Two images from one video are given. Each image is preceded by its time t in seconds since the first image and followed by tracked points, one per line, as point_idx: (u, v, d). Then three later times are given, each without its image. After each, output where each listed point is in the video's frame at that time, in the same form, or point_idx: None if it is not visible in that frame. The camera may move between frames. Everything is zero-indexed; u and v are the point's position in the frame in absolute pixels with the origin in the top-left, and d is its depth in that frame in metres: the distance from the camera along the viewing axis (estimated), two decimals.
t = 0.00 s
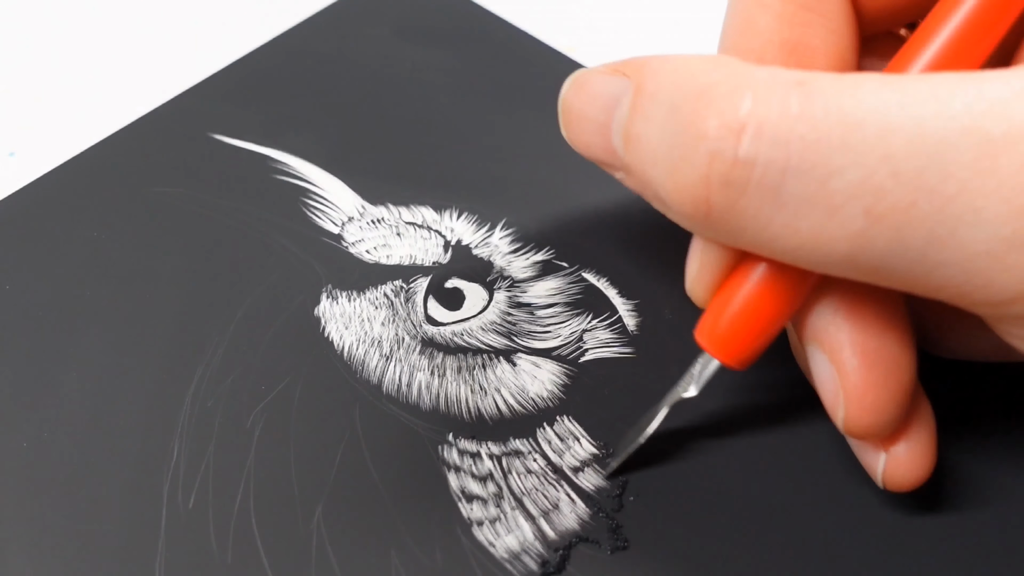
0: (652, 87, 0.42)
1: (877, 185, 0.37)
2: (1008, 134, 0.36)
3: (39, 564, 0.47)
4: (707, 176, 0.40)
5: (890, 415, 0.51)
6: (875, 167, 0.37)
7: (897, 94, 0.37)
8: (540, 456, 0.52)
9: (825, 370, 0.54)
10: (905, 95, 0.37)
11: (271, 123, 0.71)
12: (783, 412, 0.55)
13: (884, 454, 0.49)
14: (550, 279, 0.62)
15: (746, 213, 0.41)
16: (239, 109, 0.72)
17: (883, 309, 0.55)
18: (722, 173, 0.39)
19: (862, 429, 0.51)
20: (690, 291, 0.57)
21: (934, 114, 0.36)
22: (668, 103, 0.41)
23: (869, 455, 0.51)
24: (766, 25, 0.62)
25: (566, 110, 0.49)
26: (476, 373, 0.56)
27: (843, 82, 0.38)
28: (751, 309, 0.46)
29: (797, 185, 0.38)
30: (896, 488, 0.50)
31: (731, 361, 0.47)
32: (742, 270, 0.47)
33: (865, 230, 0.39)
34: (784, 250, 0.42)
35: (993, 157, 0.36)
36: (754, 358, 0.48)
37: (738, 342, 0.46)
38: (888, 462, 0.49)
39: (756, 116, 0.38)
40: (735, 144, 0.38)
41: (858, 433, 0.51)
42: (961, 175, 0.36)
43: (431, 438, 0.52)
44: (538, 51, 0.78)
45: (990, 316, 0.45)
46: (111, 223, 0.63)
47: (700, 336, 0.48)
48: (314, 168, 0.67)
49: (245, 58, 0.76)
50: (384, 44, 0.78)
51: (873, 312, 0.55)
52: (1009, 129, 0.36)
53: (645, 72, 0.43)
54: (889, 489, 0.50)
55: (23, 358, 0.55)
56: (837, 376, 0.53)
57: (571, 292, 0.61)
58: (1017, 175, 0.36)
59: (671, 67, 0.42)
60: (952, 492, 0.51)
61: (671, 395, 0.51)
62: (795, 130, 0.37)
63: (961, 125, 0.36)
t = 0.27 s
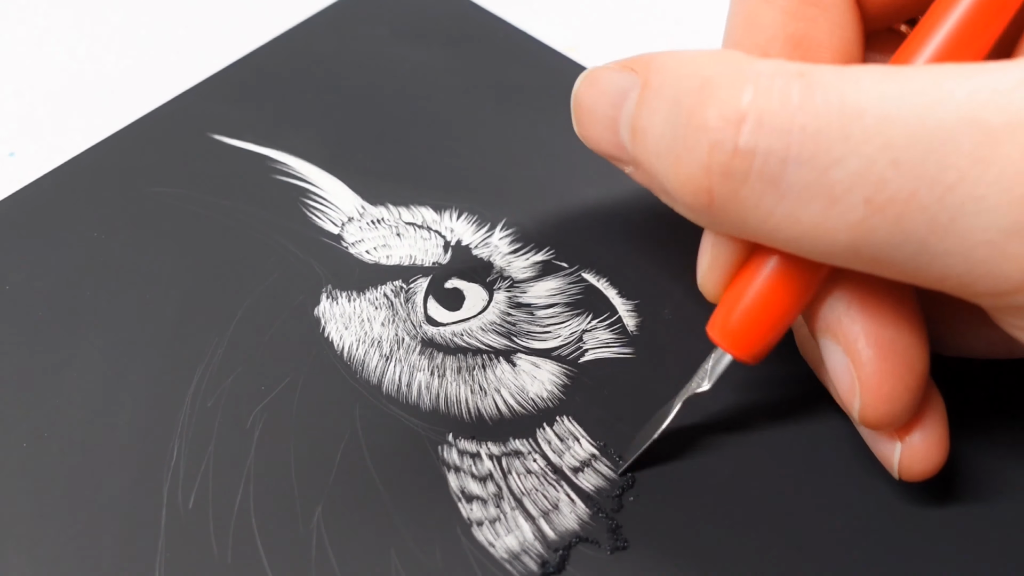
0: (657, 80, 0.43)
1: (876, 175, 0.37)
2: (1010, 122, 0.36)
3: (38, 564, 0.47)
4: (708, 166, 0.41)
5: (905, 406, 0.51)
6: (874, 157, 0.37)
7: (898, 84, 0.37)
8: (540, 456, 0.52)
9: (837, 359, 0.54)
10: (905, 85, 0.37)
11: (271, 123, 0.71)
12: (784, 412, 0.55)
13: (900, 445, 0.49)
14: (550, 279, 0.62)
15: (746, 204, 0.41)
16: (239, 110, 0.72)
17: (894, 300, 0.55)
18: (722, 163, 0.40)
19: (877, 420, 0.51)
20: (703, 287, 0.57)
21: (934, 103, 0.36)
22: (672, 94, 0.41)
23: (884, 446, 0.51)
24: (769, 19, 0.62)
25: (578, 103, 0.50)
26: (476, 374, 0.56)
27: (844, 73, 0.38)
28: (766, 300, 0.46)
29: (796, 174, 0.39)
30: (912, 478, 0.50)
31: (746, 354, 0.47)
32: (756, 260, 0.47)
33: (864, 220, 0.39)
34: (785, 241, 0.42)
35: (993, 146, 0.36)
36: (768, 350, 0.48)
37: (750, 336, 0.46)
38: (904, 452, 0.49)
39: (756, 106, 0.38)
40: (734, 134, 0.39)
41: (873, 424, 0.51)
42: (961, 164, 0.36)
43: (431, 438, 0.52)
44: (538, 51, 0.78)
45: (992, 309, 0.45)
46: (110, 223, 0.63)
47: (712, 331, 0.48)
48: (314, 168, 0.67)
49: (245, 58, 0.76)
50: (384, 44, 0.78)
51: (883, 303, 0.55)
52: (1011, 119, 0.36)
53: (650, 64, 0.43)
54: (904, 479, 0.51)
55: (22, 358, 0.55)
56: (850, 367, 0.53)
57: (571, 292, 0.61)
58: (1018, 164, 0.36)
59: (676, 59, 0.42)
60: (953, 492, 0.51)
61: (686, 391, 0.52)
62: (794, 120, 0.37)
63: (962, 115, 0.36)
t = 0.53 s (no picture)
0: (638, 86, 0.41)
1: (872, 188, 0.37)
2: (1006, 133, 0.36)
3: (38, 564, 0.47)
4: (705, 180, 0.40)
5: (874, 414, 0.52)
6: (871, 170, 0.37)
7: (893, 96, 0.37)
8: (539, 456, 0.52)
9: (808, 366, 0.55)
10: (901, 96, 0.37)
11: (271, 123, 0.71)
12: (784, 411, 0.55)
13: (872, 452, 0.50)
14: (550, 279, 0.62)
15: (743, 215, 0.41)
16: (240, 110, 0.72)
17: (866, 313, 0.56)
18: (720, 177, 0.40)
19: (848, 427, 0.51)
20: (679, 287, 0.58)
21: (930, 114, 0.36)
22: (658, 103, 0.40)
23: (856, 453, 0.51)
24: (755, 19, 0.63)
25: (543, 112, 0.48)
26: (476, 374, 0.56)
27: (837, 83, 0.38)
28: (734, 302, 0.47)
29: (794, 187, 0.39)
30: (882, 487, 0.50)
31: (717, 356, 0.48)
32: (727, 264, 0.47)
33: (860, 232, 0.39)
34: (781, 251, 0.42)
35: (988, 158, 0.36)
36: (738, 354, 0.48)
37: (722, 339, 0.47)
38: (876, 460, 0.49)
39: (753, 119, 0.38)
40: (732, 149, 0.39)
41: (845, 431, 0.51)
42: (957, 175, 0.37)
43: (431, 438, 0.52)
44: (538, 51, 0.78)
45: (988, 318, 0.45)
46: (110, 223, 0.63)
47: (686, 333, 0.48)
48: (314, 168, 0.67)
49: (245, 58, 0.76)
50: (384, 44, 0.78)
51: (854, 315, 0.56)
52: (1005, 130, 0.36)
53: (632, 70, 0.42)
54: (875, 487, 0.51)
55: (22, 359, 0.55)
56: (822, 374, 0.54)
57: (571, 292, 0.61)
58: (1011, 176, 0.36)
59: (659, 66, 0.41)
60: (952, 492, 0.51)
61: (659, 390, 0.52)
62: (793, 134, 0.37)
63: (959, 127, 0.36)
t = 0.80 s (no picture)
0: (580, 58, 0.47)
1: (786, 142, 0.42)
2: (903, 86, 0.41)
3: (38, 564, 0.47)
4: (631, 144, 0.44)
5: (849, 326, 0.54)
6: (783, 128, 0.42)
7: (803, 54, 0.41)
8: (540, 456, 0.52)
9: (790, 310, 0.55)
10: (808, 55, 0.41)
11: (271, 123, 0.71)
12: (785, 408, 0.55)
13: (842, 373, 0.52)
14: (550, 279, 0.62)
15: (671, 177, 0.45)
16: (240, 110, 0.72)
17: (856, 263, 0.55)
18: (643, 143, 0.43)
19: (824, 348, 0.53)
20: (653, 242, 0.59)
21: (833, 73, 0.41)
22: (593, 76, 0.46)
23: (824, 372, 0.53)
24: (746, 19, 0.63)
25: (503, 78, 0.54)
26: (476, 373, 0.56)
27: (749, 45, 0.42)
28: (694, 251, 0.49)
29: (714, 145, 0.42)
30: (853, 407, 0.52)
31: (687, 296, 0.50)
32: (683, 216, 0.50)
33: (780, 184, 0.44)
34: (710, 209, 0.46)
35: (891, 107, 0.41)
36: (706, 294, 0.50)
37: (688, 278, 0.49)
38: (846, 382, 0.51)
39: (670, 85, 0.42)
40: (657, 113, 0.42)
41: (817, 348, 0.53)
42: (863, 124, 0.41)
43: (431, 438, 0.52)
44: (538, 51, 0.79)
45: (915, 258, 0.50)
46: (111, 223, 0.63)
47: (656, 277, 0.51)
48: (315, 168, 0.67)
49: (245, 59, 0.76)
50: (384, 44, 0.78)
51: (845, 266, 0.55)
52: (904, 82, 0.41)
53: (578, 42, 0.47)
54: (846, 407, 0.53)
55: (23, 359, 0.55)
56: (800, 301, 0.55)
57: (571, 292, 0.61)
58: (912, 123, 0.41)
59: (599, 37, 0.46)
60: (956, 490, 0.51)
61: (633, 335, 0.54)
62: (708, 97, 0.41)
63: (859, 80, 0.41)
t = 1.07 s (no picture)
0: (592, 54, 0.47)
1: (792, 134, 0.42)
2: (909, 75, 0.41)
3: (38, 564, 0.47)
4: (636, 136, 0.45)
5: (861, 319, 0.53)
6: (789, 118, 0.42)
7: (809, 46, 0.42)
8: (540, 456, 0.52)
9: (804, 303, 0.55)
10: (813, 46, 0.41)
11: (271, 123, 0.71)
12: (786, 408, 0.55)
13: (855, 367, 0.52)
14: (550, 279, 0.62)
15: (675, 169, 0.45)
16: (240, 110, 0.72)
17: (869, 257, 0.55)
18: (645, 135, 0.44)
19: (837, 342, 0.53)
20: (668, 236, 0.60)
21: (839, 62, 0.41)
22: (604, 69, 0.46)
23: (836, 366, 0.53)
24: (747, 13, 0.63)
25: (527, 74, 0.54)
26: (476, 373, 0.56)
27: (755, 38, 0.43)
28: (712, 249, 0.49)
29: (719, 136, 0.43)
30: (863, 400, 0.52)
31: (706, 294, 0.50)
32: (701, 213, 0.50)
33: (786, 176, 0.43)
34: (716, 201, 0.46)
35: (895, 95, 0.41)
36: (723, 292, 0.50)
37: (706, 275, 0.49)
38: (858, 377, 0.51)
39: (672, 77, 0.42)
40: (658, 105, 0.43)
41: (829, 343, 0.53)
42: (869, 115, 0.41)
43: (431, 437, 0.52)
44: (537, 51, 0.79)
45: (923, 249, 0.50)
46: (111, 223, 0.63)
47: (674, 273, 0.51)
48: (315, 168, 0.67)
49: (245, 59, 0.76)
50: (384, 44, 0.78)
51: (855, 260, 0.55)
52: (909, 72, 0.41)
53: (591, 38, 0.48)
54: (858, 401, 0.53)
55: (23, 359, 0.55)
56: (815, 294, 0.55)
57: (571, 292, 0.61)
58: (918, 112, 0.41)
59: (609, 36, 0.47)
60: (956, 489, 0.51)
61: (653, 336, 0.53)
62: (710, 88, 0.42)
63: (866, 70, 0.41)
